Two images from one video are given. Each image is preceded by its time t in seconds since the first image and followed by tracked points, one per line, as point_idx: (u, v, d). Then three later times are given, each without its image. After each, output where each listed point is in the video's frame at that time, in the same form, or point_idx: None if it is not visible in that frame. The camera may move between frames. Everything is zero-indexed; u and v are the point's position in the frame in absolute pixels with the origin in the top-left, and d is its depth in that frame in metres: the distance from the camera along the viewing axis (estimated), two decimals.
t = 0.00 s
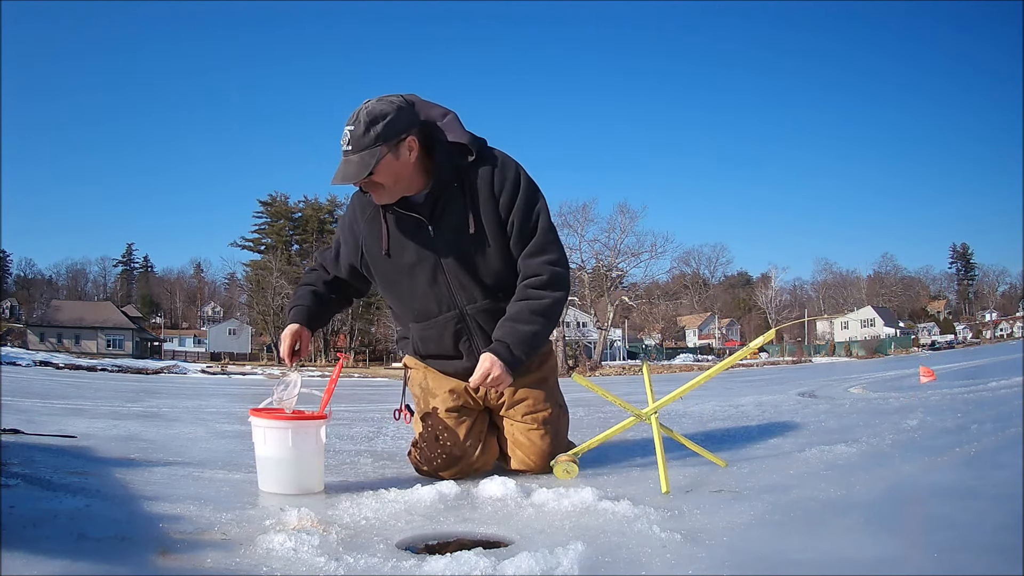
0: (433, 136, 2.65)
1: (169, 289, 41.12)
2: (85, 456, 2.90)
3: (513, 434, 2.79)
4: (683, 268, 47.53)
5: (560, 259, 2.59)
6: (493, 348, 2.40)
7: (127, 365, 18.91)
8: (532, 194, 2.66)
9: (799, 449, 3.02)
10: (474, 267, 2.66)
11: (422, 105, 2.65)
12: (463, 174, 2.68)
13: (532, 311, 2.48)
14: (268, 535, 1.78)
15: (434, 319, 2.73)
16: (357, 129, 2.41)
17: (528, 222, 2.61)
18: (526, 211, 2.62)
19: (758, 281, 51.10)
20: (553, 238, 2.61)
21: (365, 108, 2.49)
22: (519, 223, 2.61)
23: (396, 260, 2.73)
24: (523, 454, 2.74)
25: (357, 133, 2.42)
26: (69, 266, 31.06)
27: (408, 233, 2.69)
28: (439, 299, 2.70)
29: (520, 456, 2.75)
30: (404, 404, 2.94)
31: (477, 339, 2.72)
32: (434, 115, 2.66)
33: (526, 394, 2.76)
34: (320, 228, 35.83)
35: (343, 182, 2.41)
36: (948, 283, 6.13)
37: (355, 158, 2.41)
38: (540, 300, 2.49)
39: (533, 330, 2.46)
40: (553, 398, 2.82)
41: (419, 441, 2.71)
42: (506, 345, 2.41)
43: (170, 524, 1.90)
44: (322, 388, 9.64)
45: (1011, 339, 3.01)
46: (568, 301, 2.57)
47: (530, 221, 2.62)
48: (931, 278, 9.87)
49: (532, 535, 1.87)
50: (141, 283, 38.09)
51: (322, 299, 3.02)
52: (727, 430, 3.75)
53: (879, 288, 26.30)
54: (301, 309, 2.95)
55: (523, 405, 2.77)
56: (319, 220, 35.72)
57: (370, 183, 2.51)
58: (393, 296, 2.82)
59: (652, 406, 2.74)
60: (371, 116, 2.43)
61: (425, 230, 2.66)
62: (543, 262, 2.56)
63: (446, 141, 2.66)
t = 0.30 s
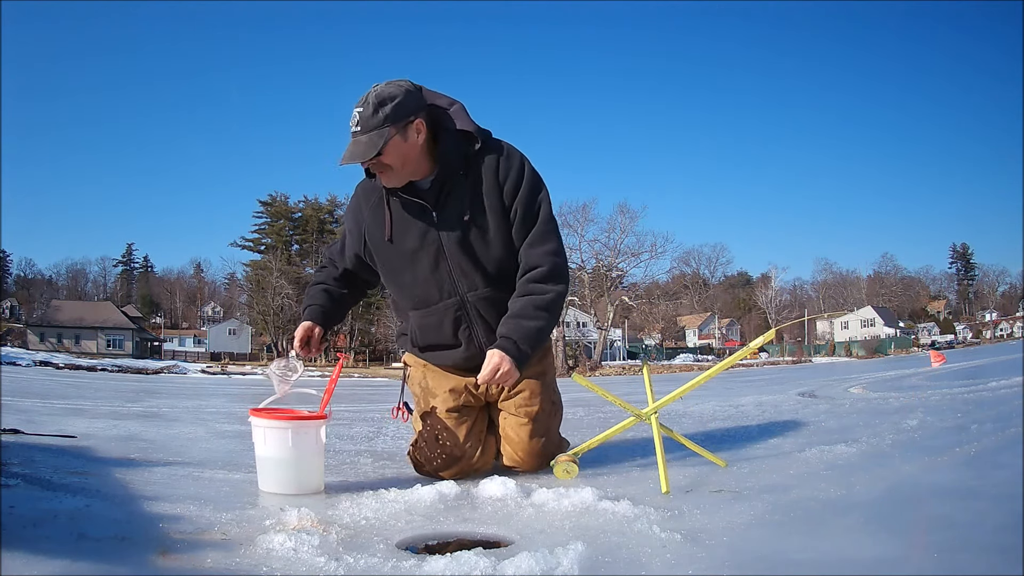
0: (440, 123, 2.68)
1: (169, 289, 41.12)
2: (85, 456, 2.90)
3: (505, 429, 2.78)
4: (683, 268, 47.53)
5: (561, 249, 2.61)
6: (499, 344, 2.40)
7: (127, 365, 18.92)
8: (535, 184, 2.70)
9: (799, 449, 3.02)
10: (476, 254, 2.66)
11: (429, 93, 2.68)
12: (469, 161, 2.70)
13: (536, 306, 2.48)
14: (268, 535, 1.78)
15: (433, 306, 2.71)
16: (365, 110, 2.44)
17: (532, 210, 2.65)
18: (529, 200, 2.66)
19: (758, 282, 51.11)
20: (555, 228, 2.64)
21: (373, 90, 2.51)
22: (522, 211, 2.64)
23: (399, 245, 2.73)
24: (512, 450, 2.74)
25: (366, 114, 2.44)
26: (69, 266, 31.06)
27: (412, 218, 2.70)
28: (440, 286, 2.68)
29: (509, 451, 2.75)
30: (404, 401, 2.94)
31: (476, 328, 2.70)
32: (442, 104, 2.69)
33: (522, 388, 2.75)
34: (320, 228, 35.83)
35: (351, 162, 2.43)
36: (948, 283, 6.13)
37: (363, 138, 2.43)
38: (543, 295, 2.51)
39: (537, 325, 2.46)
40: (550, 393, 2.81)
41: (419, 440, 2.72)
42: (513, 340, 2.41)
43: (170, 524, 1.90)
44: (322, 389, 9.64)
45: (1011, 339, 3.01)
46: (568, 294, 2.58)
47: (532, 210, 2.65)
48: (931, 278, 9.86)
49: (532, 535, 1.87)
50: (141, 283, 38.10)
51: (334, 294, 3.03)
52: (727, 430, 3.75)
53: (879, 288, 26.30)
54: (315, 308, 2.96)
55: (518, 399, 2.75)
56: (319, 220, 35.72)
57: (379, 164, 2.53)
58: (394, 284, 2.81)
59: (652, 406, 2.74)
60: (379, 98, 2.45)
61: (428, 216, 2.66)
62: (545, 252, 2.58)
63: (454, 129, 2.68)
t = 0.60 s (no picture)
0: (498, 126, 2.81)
1: (169, 289, 41.12)
2: (86, 456, 2.90)
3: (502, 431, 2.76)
4: (683, 268, 47.52)
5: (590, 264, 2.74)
6: (515, 333, 2.46)
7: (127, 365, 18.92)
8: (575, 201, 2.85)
9: (800, 449, 3.02)
10: (506, 253, 2.76)
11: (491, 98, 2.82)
12: (515, 167, 2.82)
13: (559, 308, 2.56)
14: (268, 535, 1.78)
15: (455, 298, 2.77)
16: (439, 105, 2.54)
17: (569, 224, 2.79)
18: (567, 214, 2.80)
19: (758, 282, 51.10)
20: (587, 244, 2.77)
21: (439, 85, 2.61)
22: (560, 221, 2.79)
23: (432, 234, 2.81)
24: (505, 451, 2.72)
25: (438, 109, 2.54)
26: (69, 266, 31.06)
27: (451, 210, 2.79)
28: (466, 280, 2.76)
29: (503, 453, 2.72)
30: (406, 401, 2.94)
31: (491, 326, 2.76)
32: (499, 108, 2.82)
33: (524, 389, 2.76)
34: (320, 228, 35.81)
35: (427, 155, 2.54)
36: (948, 283, 6.13)
37: (438, 133, 2.54)
38: (564, 297, 2.60)
39: (555, 325, 2.53)
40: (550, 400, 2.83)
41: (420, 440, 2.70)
42: (530, 333, 2.47)
43: (170, 524, 1.90)
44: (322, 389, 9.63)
45: (1011, 338, 3.01)
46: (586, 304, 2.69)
47: (569, 223, 2.79)
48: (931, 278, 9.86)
49: (532, 535, 1.87)
50: (141, 283, 38.09)
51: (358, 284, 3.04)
52: (727, 430, 3.75)
53: (878, 288, 26.31)
54: (340, 297, 2.98)
55: (520, 400, 2.76)
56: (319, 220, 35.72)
57: (447, 159, 2.65)
58: (417, 271, 2.87)
59: (652, 406, 2.74)
60: (450, 94, 2.56)
61: (467, 210, 2.76)
62: (575, 261, 2.69)
63: (510, 133, 2.81)
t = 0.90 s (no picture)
0: (537, 125, 2.87)
1: (169, 289, 41.12)
2: (86, 455, 2.90)
3: (501, 431, 2.76)
4: (683, 268, 47.51)
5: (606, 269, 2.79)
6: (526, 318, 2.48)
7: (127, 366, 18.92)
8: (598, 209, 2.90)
9: (800, 449, 3.02)
10: (524, 242, 2.77)
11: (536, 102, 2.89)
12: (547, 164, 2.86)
13: (573, 302, 2.60)
14: (268, 535, 1.78)
15: (466, 277, 2.76)
16: (495, 97, 2.60)
17: (589, 228, 2.84)
18: (589, 219, 2.86)
19: (758, 282, 51.09)
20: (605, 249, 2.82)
21: (489, 78, 2.68)
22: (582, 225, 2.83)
23: (455, 212, 2.81)
24: (506, 451, 2.70)
25: (494, 99, 2.61)
26: (69, 266, 31.07)
27: (478, 193, 2.80)
28: (481, 261, 2.75)
29: (503, 453, 2.70)
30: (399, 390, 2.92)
31: (497, 309, 2.74)
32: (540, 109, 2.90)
33: (522, 388, 2.77)
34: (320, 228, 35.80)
35: (489, 144, 2.59)
36: (948, 283, 6.14)
37: (498, 123, 2.60)
38: (577, 293, 2.63)
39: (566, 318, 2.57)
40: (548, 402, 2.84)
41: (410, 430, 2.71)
42: (541, 320, 2.50)
43: (170, 524, 1.90)
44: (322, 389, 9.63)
45: (1011, 338, 3.01)
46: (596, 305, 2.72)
47: (589, 229, 2.84)
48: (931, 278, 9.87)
49: (532, 535, 1.87)
50: (141, 283, 38.09)
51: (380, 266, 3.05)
52: (727, 430, 3.75)
53: (878, 288, 26.32)
54: (363, 277, 3.00)
55: (518, 400, 2.77)
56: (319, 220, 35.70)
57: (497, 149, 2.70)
58: (433, 246, 2.85)
59: (652, 406, 2.74)
60: (503, 85, 2.63)
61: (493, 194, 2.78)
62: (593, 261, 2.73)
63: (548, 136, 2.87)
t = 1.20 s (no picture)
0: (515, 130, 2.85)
1: (169, 289, 41.13)
2: (86, 455, 2.90)
3: (495, 435, 2.75)
4: (684, 268, 47.43)
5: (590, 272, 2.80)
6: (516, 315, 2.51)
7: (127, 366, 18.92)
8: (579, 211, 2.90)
9: (800, 449, 3.02)
10: (505, 249, 2.76)
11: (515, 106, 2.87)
12: (525, 169, 2.85)
13: (563, 299, 2.62)
14: (268, 535, 1.78)
15: (447, 285, 2.75)
16: (470, 103, 2.58)
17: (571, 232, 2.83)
18: (571, 222, 2.85)
19: (758, 282, 51.09)
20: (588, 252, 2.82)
21: (466, 85, 2.67)
22: (564, 229, 2.82)
23: (435, 220, 2.80)
24: (502, 454, 2.70)
25: (468, 106, 2.59)
26: (69, 266, 31.08)
27: (457, 200, 2.77)
28: (461, 269, 2.73)
29: (501, 457, 2.70)
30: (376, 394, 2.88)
31: (479, 318, 2.73)
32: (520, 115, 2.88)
33: (509, 393, 2.76)
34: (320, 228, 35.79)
35: (460, 151, 2.57)
36: (948, 283, 6.14)
37: (471, 129, 2.57)
38: (569, 292, 2.65)
39: (558, 313, 2.59)
40: (540, 403, 2.83)
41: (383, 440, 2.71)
42: (532, 317, 2.52)
43: (170, 524, 1.90)
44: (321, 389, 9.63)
45: (1011, 338, 3.01)
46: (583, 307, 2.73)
47: (571, 233, 2.83)
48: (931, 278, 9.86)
49: (532, 535, 1.87)
50: (141, 283, 38.10)
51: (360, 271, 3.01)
52: (728, 430, 3.75)
53: (879, 288, 26.32)
54: (343, 283, 2.95)
55: (505, 405, 2.77)
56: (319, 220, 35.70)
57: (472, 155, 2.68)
58: (413, 255, 2.83)
59: (651, 406, 2.74)
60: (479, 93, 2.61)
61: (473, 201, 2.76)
62: (578, 265, 2.74)
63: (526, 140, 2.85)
